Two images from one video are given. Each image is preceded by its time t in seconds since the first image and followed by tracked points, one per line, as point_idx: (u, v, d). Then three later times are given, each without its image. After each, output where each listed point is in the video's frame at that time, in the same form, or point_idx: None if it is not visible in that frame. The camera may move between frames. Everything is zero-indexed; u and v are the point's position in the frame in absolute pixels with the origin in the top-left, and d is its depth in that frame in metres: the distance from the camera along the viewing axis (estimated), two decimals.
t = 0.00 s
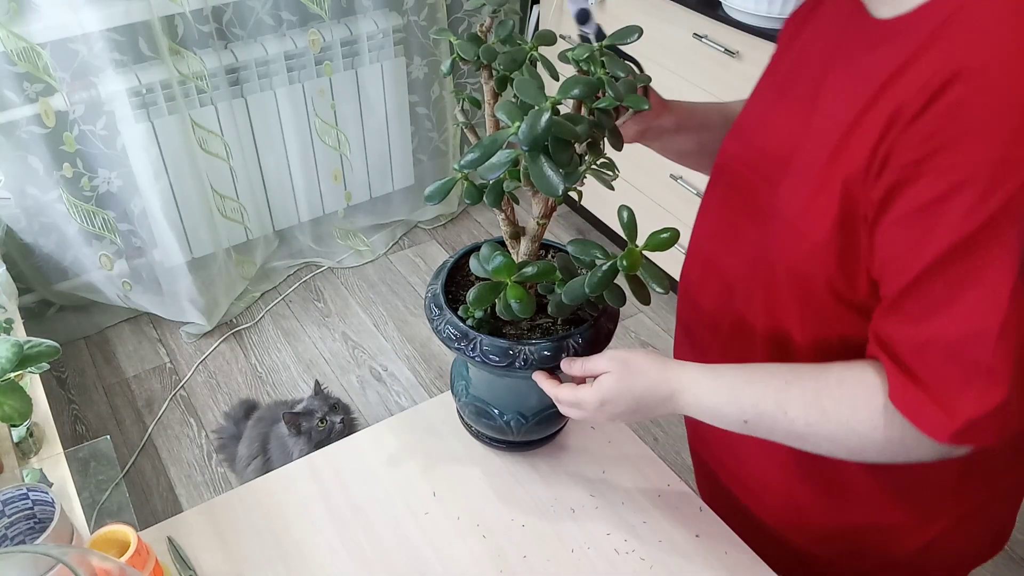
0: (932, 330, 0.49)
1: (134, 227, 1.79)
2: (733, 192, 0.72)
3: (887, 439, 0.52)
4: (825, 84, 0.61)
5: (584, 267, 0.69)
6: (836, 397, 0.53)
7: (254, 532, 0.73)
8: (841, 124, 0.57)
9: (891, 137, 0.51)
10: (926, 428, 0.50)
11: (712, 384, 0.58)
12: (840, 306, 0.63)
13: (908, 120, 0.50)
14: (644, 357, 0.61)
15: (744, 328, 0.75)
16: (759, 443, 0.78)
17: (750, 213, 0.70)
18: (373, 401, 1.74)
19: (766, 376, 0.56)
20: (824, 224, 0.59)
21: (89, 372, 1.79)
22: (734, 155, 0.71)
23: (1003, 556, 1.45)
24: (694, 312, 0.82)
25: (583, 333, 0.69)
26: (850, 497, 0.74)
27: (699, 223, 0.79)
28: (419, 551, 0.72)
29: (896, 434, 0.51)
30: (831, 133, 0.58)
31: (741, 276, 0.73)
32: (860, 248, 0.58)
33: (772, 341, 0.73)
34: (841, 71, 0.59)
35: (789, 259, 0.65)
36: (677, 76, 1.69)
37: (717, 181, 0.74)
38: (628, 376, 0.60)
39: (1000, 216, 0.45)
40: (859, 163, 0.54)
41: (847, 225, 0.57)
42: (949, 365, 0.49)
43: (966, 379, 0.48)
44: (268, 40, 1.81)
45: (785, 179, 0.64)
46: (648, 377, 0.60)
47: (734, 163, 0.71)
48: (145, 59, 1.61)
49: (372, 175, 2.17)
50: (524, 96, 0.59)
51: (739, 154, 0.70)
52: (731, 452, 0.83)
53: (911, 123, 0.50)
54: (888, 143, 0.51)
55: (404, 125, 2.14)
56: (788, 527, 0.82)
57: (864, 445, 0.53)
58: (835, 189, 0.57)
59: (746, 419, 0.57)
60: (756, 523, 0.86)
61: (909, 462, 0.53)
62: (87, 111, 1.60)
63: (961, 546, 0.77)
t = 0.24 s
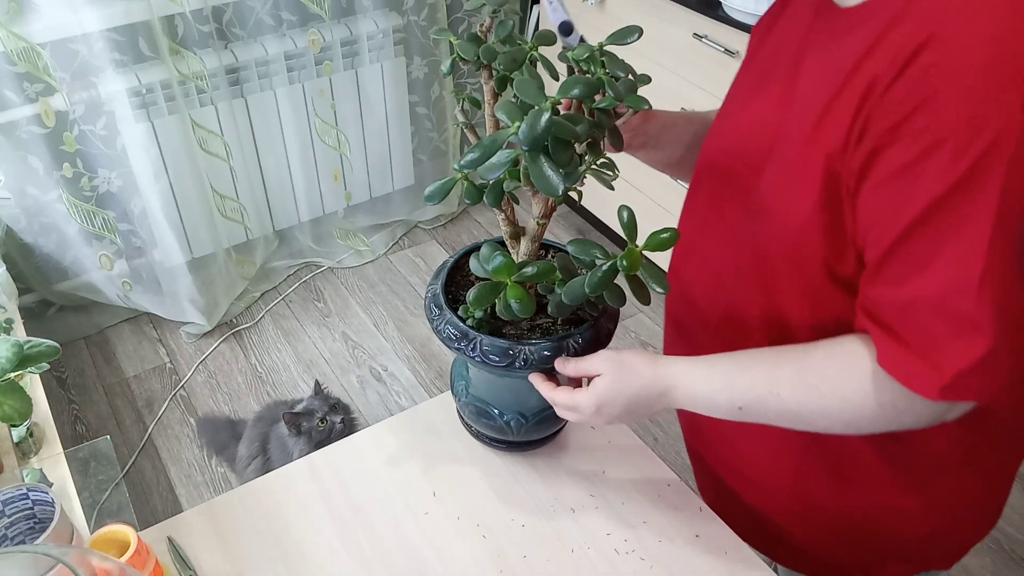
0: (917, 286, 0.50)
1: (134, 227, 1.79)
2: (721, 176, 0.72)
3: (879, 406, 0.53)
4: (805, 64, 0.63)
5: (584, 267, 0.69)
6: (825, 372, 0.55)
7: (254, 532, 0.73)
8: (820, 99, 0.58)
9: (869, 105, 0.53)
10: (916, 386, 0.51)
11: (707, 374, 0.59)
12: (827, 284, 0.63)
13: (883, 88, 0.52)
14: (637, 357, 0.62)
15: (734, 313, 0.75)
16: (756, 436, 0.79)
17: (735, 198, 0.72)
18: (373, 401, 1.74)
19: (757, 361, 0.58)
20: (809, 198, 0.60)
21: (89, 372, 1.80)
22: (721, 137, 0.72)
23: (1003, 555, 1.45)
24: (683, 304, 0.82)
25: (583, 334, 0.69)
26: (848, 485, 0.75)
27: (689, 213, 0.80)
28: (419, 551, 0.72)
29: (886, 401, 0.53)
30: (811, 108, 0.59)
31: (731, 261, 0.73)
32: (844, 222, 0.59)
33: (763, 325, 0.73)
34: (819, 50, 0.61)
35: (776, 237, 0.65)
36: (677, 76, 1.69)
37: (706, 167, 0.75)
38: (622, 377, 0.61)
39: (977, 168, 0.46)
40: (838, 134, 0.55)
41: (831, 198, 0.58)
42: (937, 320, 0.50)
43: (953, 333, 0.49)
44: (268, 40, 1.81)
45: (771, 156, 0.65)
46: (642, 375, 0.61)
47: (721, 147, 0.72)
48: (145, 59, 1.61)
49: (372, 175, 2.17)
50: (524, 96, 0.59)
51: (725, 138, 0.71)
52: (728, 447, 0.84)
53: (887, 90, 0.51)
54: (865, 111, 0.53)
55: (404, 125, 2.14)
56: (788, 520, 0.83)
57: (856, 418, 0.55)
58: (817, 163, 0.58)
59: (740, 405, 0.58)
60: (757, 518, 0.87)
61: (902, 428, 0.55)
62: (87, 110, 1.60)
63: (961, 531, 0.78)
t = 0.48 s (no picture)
0: (905, 263, 0.50)
1: (134, 227, 1.79)
2: (713, 162, 0.73)
3: (871, 388, 0.54)
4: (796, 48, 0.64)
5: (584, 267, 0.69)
6: (815, 358, 0.56)
7: (254, 532, 0.73)
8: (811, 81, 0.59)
9: (859, 86, 0.53)
10: (903, 363, 0.51)
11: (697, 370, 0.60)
12: (818, 267, 0.64)
13: (874, 68, 0.52)
14: (627, 354, 0.63)
15: (725, 301, 0.75)
16: (748, 428, 0.79)
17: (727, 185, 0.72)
18: (373, 401, 1.74)
19: (746, 353, 0.59)
20: (802, 180, 0.60)
21: (88, 372, 1.80)
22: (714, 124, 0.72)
23: (1003, 555, 1.45)
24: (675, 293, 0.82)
25: (583, 333, 0.69)
26: (839, 473, 0.75)
27: (678, 203, 0.80)
28: (419, 551, 0.72)
29: (876, 383, 0.54)
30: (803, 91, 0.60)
31: (722, 248, 0.73)
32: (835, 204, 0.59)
33: (754, 310, 0.73)
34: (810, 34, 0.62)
35: (768, 221, 0.66)
36: (677, 76, 1.69)
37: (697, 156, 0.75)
38: (614, 374, 0.62)
39: (964, 145, 0.46)
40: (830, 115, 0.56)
41: (822, 180, 0.59)
42: (924, 297, 0.50)
43: (941, 309, 0.49)
44: (268, 40, 1.81)
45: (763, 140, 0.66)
46: (633, 371, 0.62)
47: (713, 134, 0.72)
48: (145, 59, 1.61)
49: (372, 175, 2.17)
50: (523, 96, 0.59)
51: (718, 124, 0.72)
52: (719, 440, 0.84)
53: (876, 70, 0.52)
54: (855, 92, 0.54)
55: (404, 125, 2.14)
56: (780, 511, 0.83)
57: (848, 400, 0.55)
58: (809, 146, 0.58)
59: (732, 396, 0.59)
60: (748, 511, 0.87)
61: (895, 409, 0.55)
62: (87, 110, 1.60)
63: (950, 516, 0.78)
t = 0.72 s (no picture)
0: (906, 262, 0.50)
1: (134, 227, 1.79)
2: (709, 160, 0.73)
3: (871, 386, 0.54)
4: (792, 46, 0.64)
5: (584, 267, 0.69)
6: (814, 357, 0.56)
7: (254, 532, 0.73)
8: (808, 80, 0.59)
9: (858, 84, 0.53)
10: (905, 362, 0.51)
11: (696, 370, 0.60)
12: (815, 264, 0.64)
13: (873, 67, 0.52)
14: (627, 355, 0.63)
15: (721, 298, 0.75)
16: (744, 427, 0.79)
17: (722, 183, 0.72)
18: (373, 401, 1.74)
19: (744, 352, 0.59)
20: (800, 177, 0.60)
21: (88, 372, 1.79)
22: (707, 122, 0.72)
23: (1003, 555, 1.45)
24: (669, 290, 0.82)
25: (583, 333, 0.69)
26: (835, 469, 0.75)
27: (672, 200, 0.80)
28: (419, 551, 0.72)
29: (877, 380, 0.54)
30: (799, 89, 0.60)
31: (716, 245, 0.73)
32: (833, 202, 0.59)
33: (751, 308, 0.73)
34: (805, 32, 0.62)
35: (765, 220, 0.66)
36: (677, 75, 1.69)
37: (691, 153, 0.75)
38: (614, 375, 0.62)
39: (965, 144, 0.47)
40: (829, 115, 0.56)
41: (820, 179, 0.59)
42: (927, 296, 0.50)
43: (941, 307, 0.49)
44: (268, 40, 1.81)
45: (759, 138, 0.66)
46: (634, 373, 0.62)
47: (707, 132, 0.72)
48: (145, 59, 1.61)
49: (372, 175, 2.17)
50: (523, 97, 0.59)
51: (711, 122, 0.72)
52: (713, 437, 0.84)
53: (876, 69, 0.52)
54: (854, 91, 0.54)
55: (404, 125, 2.14)
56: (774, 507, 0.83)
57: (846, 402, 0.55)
58: (806, 145, 0.58)
59: (733, 397, 0.59)
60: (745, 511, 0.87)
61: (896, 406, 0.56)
62: (87, 111, 1.60)
63: (942, 510, 0.78)
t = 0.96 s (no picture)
0: (914, 266, 0.50)
1: (134, 227, 1.79)
2: (709, 162, 0.73)
3: (872, 389, 0.54)
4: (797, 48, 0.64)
5: (583, 267, 0.69)
6: (814, 360, 0.56)
7: (254, 532, 0.73)
8: (816, 82, 0.59)
9: (869, 87, 0.53)
10: (911, 366, 0.51)
11: (696, 371, 0.60)
12: (817, 266, 0.64)
13: (884, 70, 0.52)
14: (626, 357, 0.63)
15: (721, 299, 0.75)
16: (744, 430, 0.79)
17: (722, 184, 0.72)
18: (373, 401, 1.74)
19: (744, 355, 0.59)
20: (806, 180, 0.60)
21: (88, 372, 1.79)
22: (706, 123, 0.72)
23: (1003, 555, 1.45)
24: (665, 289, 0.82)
25: (583, 333, 0.69)
26: (838, 470, 0.75)
27: (670, 201, 0.80)
28: (419, 551, 0.72)
29: (878, 383, 0.54)
30: (806, 92, 0.60)
31: (716, 246, 0.73)
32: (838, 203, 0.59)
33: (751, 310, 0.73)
34: (810, 34, 0.62)
35: (767, 221, 0.66)
36: (677, 75, 1.69)
37: (690, 155, 0.75)
38: (614, 377, 0.62)
39: (978, 149, 0.47)
40: (838, 117, 0.56)
41: (826, 180, 0.59)
42: (934, 300, 0.50)
43: (948, 312, 0.50)
44: (268, 40, 1.81)
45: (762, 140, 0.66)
46: (633, 375, 0.62)
47: (707, 133, 0.72)
48: (145, 59, 1.61)
49: (372, 175, 2.17)
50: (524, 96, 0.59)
51: (712, 123, 0.71)
52: (710, 436, 0.84)
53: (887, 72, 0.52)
54: (865, 94, 0.53)
55: (404, 125, 2.14)
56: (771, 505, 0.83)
57: (847, 404, 0.55)
58: (814, 147, 0.58)
59: (733, 399, 0.59)
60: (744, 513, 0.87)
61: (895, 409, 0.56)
62: (87, 111, 1.60)
63: (937, 507, 0.79)
